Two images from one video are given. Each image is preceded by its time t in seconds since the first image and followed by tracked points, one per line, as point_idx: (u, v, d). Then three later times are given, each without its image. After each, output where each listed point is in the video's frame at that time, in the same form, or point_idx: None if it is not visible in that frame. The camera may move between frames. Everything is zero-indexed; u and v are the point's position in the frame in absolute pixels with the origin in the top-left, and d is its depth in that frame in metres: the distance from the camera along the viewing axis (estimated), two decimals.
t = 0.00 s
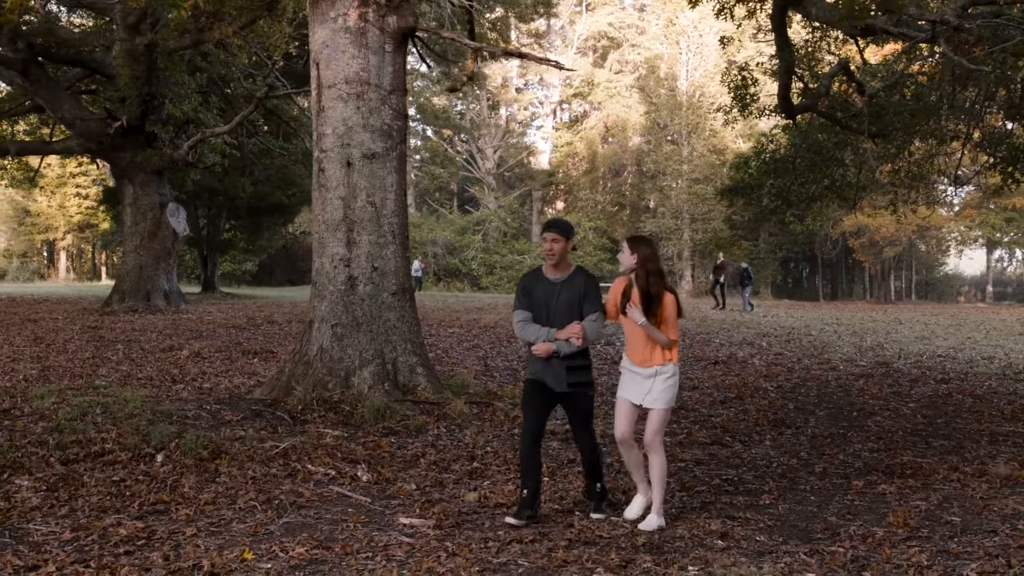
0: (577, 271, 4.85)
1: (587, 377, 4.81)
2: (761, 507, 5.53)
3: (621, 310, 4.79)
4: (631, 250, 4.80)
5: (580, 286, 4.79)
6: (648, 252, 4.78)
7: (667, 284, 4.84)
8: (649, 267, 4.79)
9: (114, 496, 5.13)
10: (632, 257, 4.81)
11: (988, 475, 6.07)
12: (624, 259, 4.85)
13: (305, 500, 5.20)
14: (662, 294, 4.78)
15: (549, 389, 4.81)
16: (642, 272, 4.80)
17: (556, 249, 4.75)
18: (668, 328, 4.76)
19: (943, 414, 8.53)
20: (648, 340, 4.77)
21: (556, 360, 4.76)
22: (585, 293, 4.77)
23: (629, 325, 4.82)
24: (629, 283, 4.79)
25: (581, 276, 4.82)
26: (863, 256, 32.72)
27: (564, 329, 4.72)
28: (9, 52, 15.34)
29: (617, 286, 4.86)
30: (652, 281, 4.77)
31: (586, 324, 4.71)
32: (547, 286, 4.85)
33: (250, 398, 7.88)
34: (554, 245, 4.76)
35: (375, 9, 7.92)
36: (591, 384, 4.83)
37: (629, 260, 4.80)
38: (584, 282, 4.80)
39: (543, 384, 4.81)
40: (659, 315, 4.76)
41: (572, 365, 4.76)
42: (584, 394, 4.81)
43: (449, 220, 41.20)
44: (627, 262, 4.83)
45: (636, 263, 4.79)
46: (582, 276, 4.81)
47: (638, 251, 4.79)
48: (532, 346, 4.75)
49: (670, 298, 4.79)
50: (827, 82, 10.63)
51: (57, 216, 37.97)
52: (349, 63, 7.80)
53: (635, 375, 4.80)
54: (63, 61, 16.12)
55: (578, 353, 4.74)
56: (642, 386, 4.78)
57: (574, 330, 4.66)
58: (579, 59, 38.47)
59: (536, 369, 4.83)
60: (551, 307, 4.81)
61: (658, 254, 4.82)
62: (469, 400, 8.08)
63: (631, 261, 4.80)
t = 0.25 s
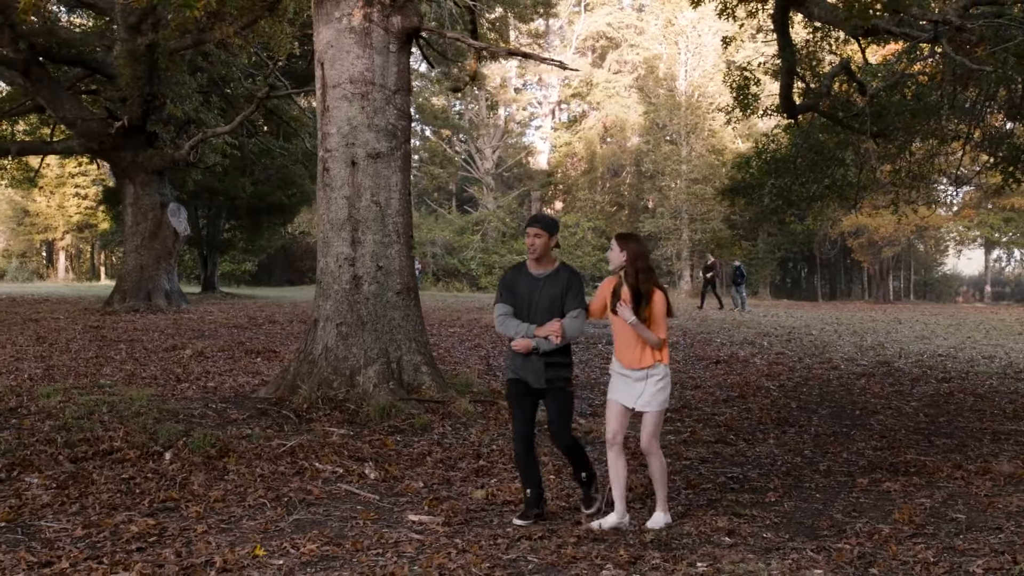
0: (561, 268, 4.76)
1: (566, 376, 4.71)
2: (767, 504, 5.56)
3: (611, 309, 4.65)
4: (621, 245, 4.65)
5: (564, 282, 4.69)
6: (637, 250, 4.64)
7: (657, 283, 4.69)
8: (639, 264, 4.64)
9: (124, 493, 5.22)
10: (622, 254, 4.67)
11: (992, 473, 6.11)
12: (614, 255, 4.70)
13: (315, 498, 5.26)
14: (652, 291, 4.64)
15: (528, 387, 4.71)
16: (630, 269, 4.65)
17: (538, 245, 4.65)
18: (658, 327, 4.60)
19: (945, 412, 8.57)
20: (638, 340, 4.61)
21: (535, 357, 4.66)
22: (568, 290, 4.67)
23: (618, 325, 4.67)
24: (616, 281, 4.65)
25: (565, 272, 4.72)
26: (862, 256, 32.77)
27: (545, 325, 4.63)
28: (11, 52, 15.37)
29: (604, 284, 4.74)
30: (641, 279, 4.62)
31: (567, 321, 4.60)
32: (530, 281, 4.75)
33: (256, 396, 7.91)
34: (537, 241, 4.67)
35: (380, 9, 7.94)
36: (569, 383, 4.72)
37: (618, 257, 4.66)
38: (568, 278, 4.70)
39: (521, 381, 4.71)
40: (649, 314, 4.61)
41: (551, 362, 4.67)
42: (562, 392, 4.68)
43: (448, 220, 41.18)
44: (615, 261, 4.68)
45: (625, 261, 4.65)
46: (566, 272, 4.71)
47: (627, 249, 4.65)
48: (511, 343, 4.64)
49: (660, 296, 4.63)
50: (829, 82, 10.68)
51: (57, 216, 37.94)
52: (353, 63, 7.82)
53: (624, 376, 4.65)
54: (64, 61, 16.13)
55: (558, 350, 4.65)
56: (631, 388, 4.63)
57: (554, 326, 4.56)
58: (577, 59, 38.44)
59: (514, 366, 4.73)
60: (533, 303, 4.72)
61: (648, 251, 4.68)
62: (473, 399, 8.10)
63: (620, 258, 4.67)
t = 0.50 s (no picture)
0: (556, 258, 4.78)
1: (560, 366, 4.75)
2: (775, 502, 5.59)
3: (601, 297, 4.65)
4: (612, 234, 4.64)
5: (557, 272, 4.71)
6: (627, 238, 4.61)
7: (647, 272, 4.64)
8: (628, 253, 4.60)
9: (136, 490, 5.27)
10: (613, 242, 4.65)
11: (998, 471, 6.14)
12: (605, 246, 4.69)
13: (326, 495, 5.30)
14: (640, 279, 4.61)
15: (522, 375, 4.77)
16: (620, 257, 4.62)
17: (533, 237, 4.68)
18: (643, 317, 4.55)
19: (950, 411, 8.60)
20: (623, 330, 4.60)
21: (529, 344, 4.73)
22: (562, 280, 4.69)
23: (606, 314, 4.65)
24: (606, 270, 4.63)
25: (559, 262, 4.74)
26: (863, 256, 32.83)
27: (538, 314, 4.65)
28: (15, 52, 15.40)
29: (596, 273, 4.73)
30: (630, 267, 4.59)
31: (560, 310, 4.62)
32: (525, 271, 4.79)
33: (263, 395, 7.93)
34: (531, 232, 4.69)
35: (387, 9, 7.95)
36: (562, 372, 4.75)
37: (608, 246, 4.64)
38: (562, 268, 4.72)
39: (516, 369, 4.78)
40: (636, 303, 4.57)
41: (545, 351, 4.72)
42: (554, 382, 4.73)
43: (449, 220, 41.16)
44: (606, 249, 4.66)
45: (615, 250, 4.63)
46: (560, 262, 4.73)
47: (619, 237, 4.63)
48: (504, 330, 4.69)
49: (649, 285, 4.59)
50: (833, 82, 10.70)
51: (58, 216, 37.94)
52: (361, 63, 7.84)
53: (609, 365, 4.66)
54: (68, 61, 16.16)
55: (550, 338, 4.66)
56: (613, 379, 4.63)
57: (545, 315, 4.58)
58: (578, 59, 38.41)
59: (511, 353, 4.80)
60: (528, 293, 4.76)
61: (638, 239, 4.63)
62: (479, 397, 8.13)
63: (610, 248, 4.65)
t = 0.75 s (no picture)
0: (556, 262, 4.75)
1: (558, 371, 4.68)
2: (784, 499, 5.63)
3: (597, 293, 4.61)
4: (608, 229, 4.62)
5: (556, 275, 4.68)
6: (623, 232, 4.58)
7: (644, 268, 4.60)
8: (625, 250, 4.58)
9: (151, 487, 5.33)
10: (609, 239, 4.63)
11: (1006, 470, 6.16)
12: (601, 244, 4.66)
13: (338, 492, 5.34)
14: (638, 275, 4.56)
15: (519, 381, 4.71)
16: (617, 255, 4.60)
17: (533, 242, 4.64)
18: (639, 312, 4.47)
19: (955, 410, 8.64)
20: (617, 327, 4.54)
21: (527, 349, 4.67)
22: (562, 283, 4.65)
23: (602, 312, 4.60)
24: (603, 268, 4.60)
25: (557, 266, 4.71)
26: (866, 256, 32.85)
27: (536, 316, 4.60)
28: (20, 52, 15.45)
29: (595, 273, 4.70)
30: (626, 262, 4.56)
31: (559, 313, 4.58)
32: (523, 275, 4.77)
33: (272, 394, 7.98)
34: (530, 236, 4.66)
35: (395, 9, 7.97)
36: (561, 378, 4.68)
37: (604, 244, 4.62)
38: (561, 272, 4.69)
39: (514, 375, 4.71)
40: (632, 299, 4.52)
41: (543, 356, 4.65)
42: (551, 389, 4.66)
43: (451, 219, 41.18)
44: (603, 246, 4.64)
45: (611, 249, 4.60)
46: (559, 265, 4.70)
47: (613, 231, 4.60)
48: (501, 334, 4.64)
49: (645, 281, 4.54)
50: (839, 81, 10.71)
51: (61, 215, 38.00)
52: (369, 63, 7.85)
53: (600, 365, 4.58)
54: (73, 61, 16.20)
55: (548, 342, 4.61)
56: (603, 378, 4.56)
57: (544, 317, 4.54)
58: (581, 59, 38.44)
59: (509, 359, 4.74)
60: (526, 297, 4.73)
61: (634, 235, 4.60)
62: (487, 396, 8.16)
63: (606, 246, 4.62)
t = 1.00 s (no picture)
0: (558, 259, 4.70)
1: (562, 369, 4.65)
2: (799, 497, 5.65)
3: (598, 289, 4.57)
4: (611, 224, 4.53)
5: (558, 273, 4.64)
6: (623, 227, 4.50)
7: (646, 263, 4.53)
8: (626, 246, 4.51)
9: (171, 485, 5.38)
10: (609, 234, 4.55)
11: (1020, 469, 6.17)
12: (603, 240, 4.58)
13: (356, 490, 5.38)
14: (640, 271, 4.50)
15: (522, 379, 4.68)
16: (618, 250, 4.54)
17: (541, 240, 4.61)
18: (640, 307, 4.41)
19: (968, 409, 8.64)
20: (617, 322, 4.50)
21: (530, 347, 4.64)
22: (564, 280, 4.61)
23: (603, 308, 4.56)
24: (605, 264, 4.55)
25: (560, 263, 4.66)
26: (874, 256, 32.82)
27: (539, 314, 4.55)
28: (31, 53, 15.53)
29: (596, 269, 4.64)
30: (627, 258, 4.50)
31: (563, 311, 4.53)
32: (526, 272, 4.72)
33: (286, 393, 8.02)
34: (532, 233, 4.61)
35: (408, 10, 8.00)
36: (565, 378, 4.66)
37: (608, 240, 4.53)
38: (564, 269, 4.65)
39: (517, 374, 4.68)
40: (633, 295, 4.46)
41: (547, 354, 4.62)
42: (556, 389, 4.64)
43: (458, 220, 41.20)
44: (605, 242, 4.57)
45: (613, 244, 4.52)
46: (561, 262, 4.65)
47: (613, 226, 4.51)
48: (503, 332, 4.59)
49: (648, 277, 4.48)
50: (849, 81, 10.71)
51: (70, 216, 38.12)
52: (382, 63, 7.89)
53: (601, 362, 4.54)
54: (84, 61, 16.28)
55: (551, 340, 4.57)
56: (603, 375, 4.53)
57: (547, 314, 4.49)
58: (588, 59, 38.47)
59: (512, 357, 4.71)
60: (529, 295, 4.68)
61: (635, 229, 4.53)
62: (500, 395, 8.18)
63: (610, 241, 4.53)
